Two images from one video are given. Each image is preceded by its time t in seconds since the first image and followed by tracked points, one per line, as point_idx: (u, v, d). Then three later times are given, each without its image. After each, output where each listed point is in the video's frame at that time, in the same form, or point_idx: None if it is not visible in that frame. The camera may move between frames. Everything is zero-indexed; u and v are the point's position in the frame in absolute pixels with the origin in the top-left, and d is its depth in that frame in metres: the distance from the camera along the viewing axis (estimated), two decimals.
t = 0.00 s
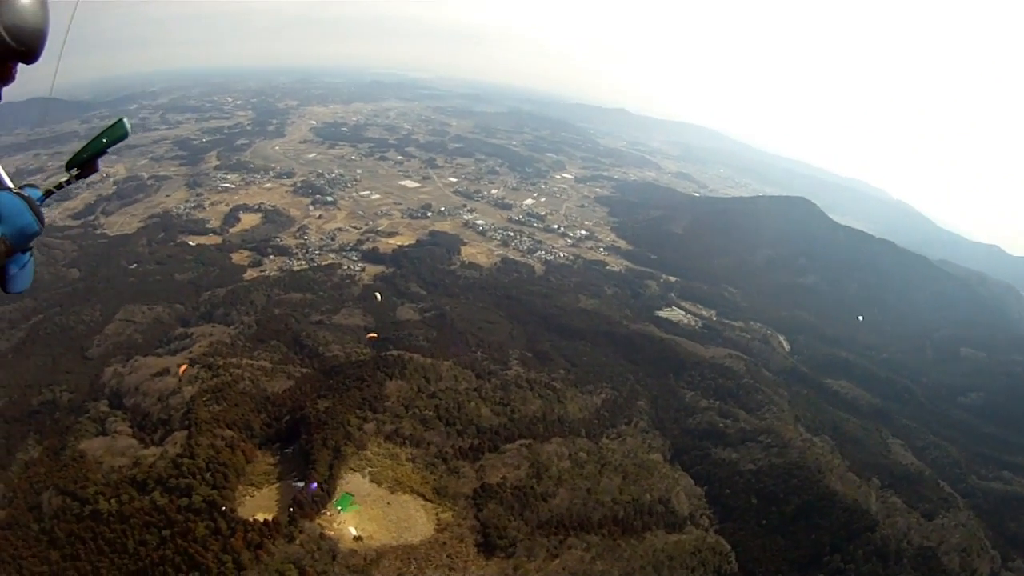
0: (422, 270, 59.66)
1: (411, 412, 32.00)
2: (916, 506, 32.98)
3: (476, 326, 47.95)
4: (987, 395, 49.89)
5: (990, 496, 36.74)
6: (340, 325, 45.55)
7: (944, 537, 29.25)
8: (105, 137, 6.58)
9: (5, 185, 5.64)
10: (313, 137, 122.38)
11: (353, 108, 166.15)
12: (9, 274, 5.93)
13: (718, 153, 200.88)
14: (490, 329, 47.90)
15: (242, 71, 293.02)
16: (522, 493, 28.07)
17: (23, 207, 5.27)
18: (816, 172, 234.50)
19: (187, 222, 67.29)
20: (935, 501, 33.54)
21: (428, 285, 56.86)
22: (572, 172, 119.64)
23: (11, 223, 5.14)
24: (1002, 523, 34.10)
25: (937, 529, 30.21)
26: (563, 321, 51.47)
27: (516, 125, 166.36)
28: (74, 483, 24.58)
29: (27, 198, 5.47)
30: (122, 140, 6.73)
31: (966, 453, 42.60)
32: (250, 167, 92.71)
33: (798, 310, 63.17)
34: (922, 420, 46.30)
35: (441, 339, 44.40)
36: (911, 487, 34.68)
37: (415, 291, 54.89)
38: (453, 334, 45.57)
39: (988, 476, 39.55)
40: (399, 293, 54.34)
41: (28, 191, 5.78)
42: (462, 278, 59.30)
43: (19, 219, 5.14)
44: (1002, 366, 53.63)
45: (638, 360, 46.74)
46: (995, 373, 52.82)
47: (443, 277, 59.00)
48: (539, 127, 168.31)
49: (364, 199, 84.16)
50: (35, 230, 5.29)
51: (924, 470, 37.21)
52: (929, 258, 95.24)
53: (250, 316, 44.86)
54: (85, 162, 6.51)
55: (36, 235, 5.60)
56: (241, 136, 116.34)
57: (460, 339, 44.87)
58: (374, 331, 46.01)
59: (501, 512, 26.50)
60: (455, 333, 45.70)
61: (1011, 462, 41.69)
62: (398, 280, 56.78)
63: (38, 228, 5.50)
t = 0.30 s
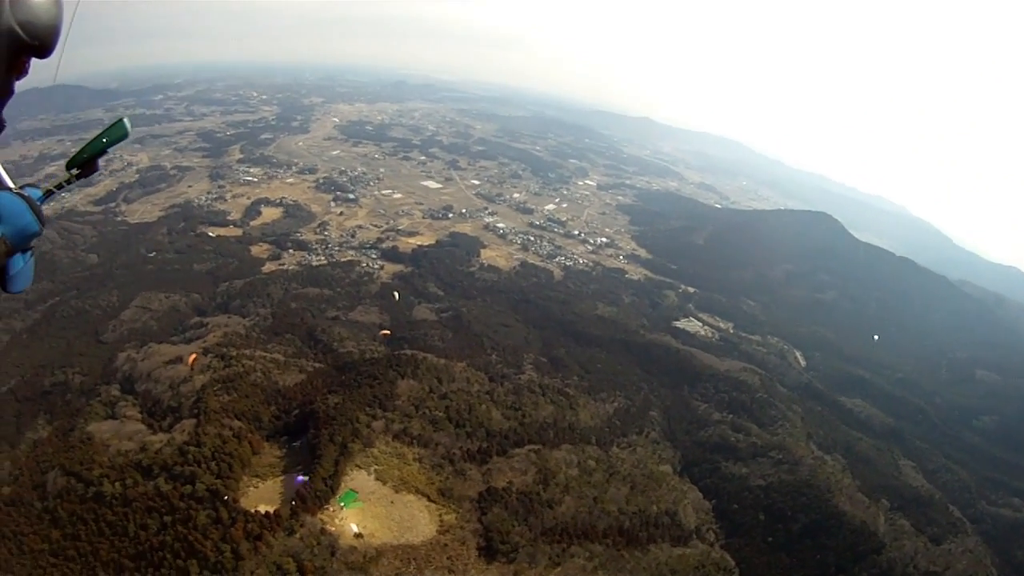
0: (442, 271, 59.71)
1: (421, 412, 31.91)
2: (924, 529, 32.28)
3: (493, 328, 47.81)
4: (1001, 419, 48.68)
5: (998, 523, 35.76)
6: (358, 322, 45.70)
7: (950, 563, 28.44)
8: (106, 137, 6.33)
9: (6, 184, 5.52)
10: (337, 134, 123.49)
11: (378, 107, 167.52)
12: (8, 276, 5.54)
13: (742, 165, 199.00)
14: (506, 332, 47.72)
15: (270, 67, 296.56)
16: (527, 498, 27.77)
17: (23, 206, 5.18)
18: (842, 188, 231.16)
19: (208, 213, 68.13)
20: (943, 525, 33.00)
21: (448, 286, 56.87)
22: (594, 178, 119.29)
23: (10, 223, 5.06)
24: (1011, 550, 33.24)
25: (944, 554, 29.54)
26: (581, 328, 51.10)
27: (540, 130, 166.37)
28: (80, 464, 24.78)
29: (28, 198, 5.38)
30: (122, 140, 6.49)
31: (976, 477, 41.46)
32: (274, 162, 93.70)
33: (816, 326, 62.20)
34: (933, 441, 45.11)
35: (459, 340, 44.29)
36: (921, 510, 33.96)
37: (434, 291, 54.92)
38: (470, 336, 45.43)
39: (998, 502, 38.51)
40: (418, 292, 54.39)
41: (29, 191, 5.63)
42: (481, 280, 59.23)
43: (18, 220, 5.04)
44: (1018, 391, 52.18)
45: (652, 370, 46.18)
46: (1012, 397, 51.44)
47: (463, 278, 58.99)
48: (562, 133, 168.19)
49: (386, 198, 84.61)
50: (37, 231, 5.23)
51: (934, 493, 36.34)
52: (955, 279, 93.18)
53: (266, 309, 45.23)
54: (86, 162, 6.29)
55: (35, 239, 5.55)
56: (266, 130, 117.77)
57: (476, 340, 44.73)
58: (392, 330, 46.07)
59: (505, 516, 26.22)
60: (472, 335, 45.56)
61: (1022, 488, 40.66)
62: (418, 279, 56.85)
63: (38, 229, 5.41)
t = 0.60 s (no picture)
0: (466, 273, 59.66)
1: (435, 413, 31.86)
2: (936, 555, 31.47)
3: (515, 333, 47.51)
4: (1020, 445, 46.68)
5: (1011, 553, 34.30)
6: (381, 321, 45.80)
7: None
8: (105, 138, 6.16)
9: (4, 184, 5.20)
10: (367, 133, 124.68)
11: (410, 108, 168.90)
12: (9, 275, 5.43)
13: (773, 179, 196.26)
14: (529, 337, 47.40)
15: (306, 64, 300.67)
16: (537, 504, 27.45)
17: (22, 206, 4.84)
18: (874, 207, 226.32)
19: (235, 205, 69.17)
20: (956, 552, 31.95)
21: (472, 288, 56.79)
22: (622, 187, 118.52)
23: (10, 223, 4.71)
24: None
25: None
26: (603, 336, 50.55)
27: (569, 136, 166.05)
28: (91, 445, 25.11)
29: (27, 199, 5.05)
30: (124, 139, 6.30)
31: (991, 503, 39.91)
32: (303, 158, 94.88)
33: (843, 344, 60.78)
34: (949, 465, 43.63)
35: (480, 343, 44.08)
36: (935, 536, 32.88)
37: (457, 293, 54.85)
38: (491, 339, 45.19)
39: (1013, 531, 37.02)
40: (441, 293, 54.37)
41: (29, 192, 5.33)
42: (504, 284, 59.03)
43: (17, 220, 4.71)
44: None
45: (672, 381, 45.45)
46: None
47: (487, 281, 58.85)
48: (592, 140, 167.64)
49: (413, 198, 85.06)
50: (37, 231, 4.86)
51: (948, 518, 35.16)
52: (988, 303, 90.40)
53: (288, 303, 45.68)
54: (86, 162, 6.04)
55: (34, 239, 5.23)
56: (295, 126, 119.41)
57: (496, 344, 44.46)
58: (413, 330, 46.04)
59: (513, 522, 25.90)
60: (493, 339, 45.31)
61: None
62: (443, 281, 56.87)
63: (38, 230, 5.07)
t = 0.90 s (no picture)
0: (491, 271, 59.52)
1: (454, 409, 31.78)
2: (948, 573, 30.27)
3: (539, 332, 47.17)
4: None
5: None
6: (406, 316, 45.97)
7: None
8: (106, 137, 6.02)
9: (2, 182, 4.93)
10: (396, 128, 125.43)
11: (439, 105, 169.45)
12: (8, 276, 5.14)
13: (806, 185, 192.36)
14: (552, 336, 47.03)
15: (339, 59, 303.78)
16: (551, 504, 27.20)
17: (23, 205, 4.62)
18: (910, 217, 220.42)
19: (262, 197, 70.15)
20: (969, 570, 30.73)
21: (497, 286, 56.64)
22: (650, 188, 117.25)
23: (10, 222, 4.51)
24: None
25: None
26: (628, 338, 49.97)
27: (598, 136, 164.92)
28: (107, 430, 25.54)
29: (26, 198, 4.81)
30: (124, 140, 6.13)
31: (1006, 522, 38.46)
32: (331, 152, 95.80)
33: (871, 355, 59.38)
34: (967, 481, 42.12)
35: (503, 340, 43.87)
36: (949, 554, 31.77)
37: (482, 290, 54.77)
38: (514, 337, 44.94)
39: None
40: (466, 290, 54.32)
41: (29, 190, 5.02)
42: (528, 282, 58.74)
43: (17, 219, 4.49)
44: None
45: (694, 385, 44.73)
46: None
47: (512, 279, 58.62)
48: (622, 140, 166.18)
49: (440, 193, 85.26)
50: (37, 231, 4.62)
51: (962, 535, 33.93)
52: None
53: (312, 295, 46.09)
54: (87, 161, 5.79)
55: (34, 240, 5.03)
56: (324, 120, 120.75)
57: (519, 342, 44.19)
58: (438, 326, 45.93)
59: (526, 521, 25.67)
60: (516, 336, 45.05)
61: None
62: (468, 277, 56.84)
63: (38, 229, 4.84)
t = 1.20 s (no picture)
0: (524, 268, 59.08)
1: (477, 405, 31.54)
2: None
3: (569, 332, 46.54)
4: None
5: None
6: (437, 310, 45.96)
7: None
8: (106, 137, 5.98)
9: (3, 182, 5.34)
10: (434, 122, 125.95)
11: (480, 101, 169.52)
12: (7, 276, 5.38)
13: (851, 199, 186.83)
14: (582, 337, 46.41)
15: (381, 52, 306.40)
16: (568, 507, 26.76)
17: (23, 206, 5.09)
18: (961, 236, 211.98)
19: (298, 186, 71.21)
20: None
21: (529, 284, 56.20)
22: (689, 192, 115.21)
23: (10, 222, 4.98)
24: None
25: None
26: (658, 342, 49.03)
27: (637, 138, 162.89)
28: (129, 407, 26.13)
29: (28, 199, 5.30)
30: (124, 138, 6.20)
31: None
32: (369, 144, 96.67)
33: (910, 373, 57.23)
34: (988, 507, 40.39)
35: (531, 338, 43.42)
36: None
37: (514, 288, 54.46)
38: (542, 335, 44.42)
39: None
40: (497, 287, 54.09)
41: (27, 190, 5.48)
42: (560, 281, 58.12)
43: (17, 220, 4.97)
44: None
45: (721, 393, 43.72)
46: None
47: (544, 277, 58.05)
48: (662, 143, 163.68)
49: (476, 189, 85.21)
50: (36, 231, 5.11)
51: (981, 563, 32.54)
52: None
53: (343, 284, 46.54)
54: (87, 162, 5.99)
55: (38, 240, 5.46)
56: (363, 112, 122.03)
57: (548, 341, 43.68)
58: (467, 321, 45.69)
59: (542, 522, 25.28)
60: (545, 335, 44.53)
61: None
62: (500, 275, 56.57)
63: (39, 229, 5.33)
